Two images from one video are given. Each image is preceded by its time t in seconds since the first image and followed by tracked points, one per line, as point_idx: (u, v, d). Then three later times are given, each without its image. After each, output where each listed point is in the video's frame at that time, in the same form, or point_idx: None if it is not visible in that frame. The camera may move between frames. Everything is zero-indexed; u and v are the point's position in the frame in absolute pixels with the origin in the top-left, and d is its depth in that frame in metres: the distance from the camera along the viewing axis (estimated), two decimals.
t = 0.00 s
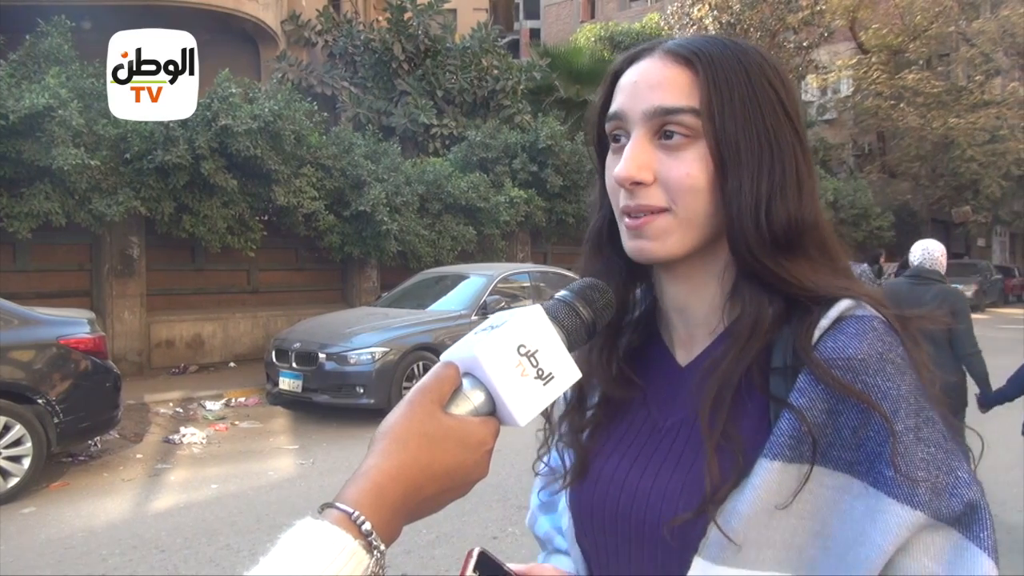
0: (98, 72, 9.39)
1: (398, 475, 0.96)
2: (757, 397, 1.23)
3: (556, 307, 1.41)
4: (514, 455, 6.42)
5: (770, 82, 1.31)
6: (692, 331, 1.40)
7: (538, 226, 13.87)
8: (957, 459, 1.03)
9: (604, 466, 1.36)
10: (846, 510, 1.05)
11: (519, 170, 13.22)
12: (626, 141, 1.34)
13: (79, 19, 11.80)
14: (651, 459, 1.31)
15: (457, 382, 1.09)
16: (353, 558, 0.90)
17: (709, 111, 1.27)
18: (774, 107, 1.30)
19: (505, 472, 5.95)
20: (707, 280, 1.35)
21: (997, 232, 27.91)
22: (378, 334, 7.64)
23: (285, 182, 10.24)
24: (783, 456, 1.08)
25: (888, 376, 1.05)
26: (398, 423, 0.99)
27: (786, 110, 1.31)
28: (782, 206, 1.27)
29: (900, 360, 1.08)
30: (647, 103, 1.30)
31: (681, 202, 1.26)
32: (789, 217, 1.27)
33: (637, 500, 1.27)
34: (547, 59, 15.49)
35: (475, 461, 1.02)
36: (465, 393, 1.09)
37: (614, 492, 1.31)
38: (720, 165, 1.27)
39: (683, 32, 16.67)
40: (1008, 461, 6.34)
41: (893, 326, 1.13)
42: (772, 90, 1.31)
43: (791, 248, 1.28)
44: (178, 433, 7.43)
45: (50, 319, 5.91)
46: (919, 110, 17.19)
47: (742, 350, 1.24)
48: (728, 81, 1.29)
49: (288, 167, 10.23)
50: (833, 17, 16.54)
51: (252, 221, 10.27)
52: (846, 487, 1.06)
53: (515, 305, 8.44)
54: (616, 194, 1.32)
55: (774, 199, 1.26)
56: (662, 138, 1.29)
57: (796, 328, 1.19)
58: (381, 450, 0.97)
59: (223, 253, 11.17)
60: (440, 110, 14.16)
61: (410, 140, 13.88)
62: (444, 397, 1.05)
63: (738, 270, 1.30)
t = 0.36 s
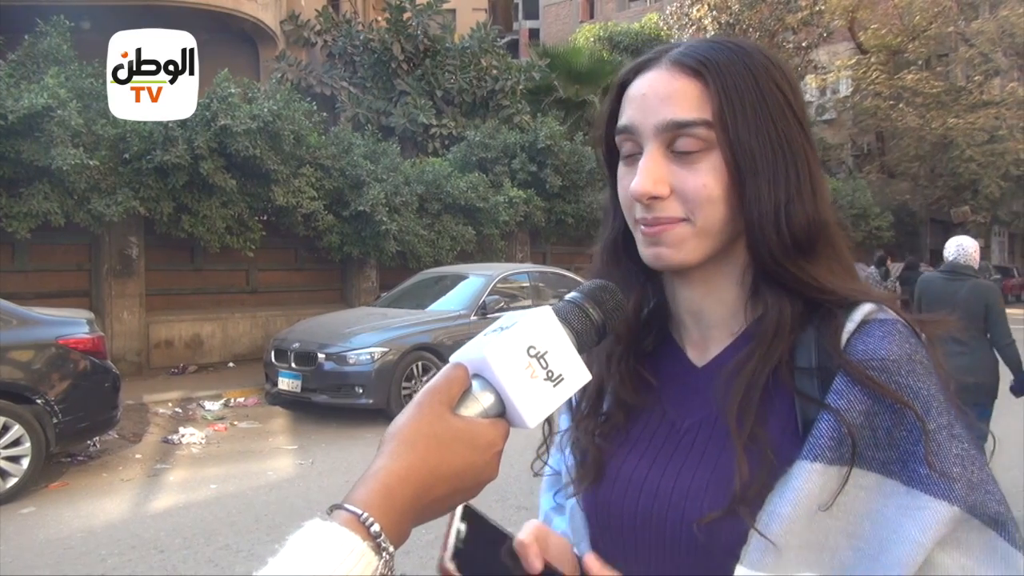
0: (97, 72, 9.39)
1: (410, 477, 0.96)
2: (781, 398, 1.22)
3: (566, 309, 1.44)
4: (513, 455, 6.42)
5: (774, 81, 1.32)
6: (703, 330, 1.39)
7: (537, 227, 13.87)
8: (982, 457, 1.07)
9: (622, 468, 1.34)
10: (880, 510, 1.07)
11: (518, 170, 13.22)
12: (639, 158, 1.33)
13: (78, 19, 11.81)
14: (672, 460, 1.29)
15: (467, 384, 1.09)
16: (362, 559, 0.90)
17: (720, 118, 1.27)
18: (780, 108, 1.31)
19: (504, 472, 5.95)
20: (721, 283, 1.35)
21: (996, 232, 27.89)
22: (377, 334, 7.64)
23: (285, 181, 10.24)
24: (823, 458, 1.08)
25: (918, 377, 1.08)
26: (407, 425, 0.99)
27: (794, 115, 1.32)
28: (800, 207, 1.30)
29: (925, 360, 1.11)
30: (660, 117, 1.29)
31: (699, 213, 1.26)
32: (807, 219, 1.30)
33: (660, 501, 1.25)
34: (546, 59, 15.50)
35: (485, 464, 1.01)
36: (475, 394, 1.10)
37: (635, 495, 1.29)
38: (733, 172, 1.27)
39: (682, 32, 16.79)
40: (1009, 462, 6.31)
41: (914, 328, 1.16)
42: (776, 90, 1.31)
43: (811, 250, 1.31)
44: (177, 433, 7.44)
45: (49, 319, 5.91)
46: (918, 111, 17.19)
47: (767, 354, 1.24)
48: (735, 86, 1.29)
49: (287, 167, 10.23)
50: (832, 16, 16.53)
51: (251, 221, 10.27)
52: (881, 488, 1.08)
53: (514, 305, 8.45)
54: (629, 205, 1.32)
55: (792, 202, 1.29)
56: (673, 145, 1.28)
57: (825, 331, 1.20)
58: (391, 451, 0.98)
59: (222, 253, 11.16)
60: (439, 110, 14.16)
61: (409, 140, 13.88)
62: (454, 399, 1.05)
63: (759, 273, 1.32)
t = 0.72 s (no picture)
0: (97, 72, 9.39)
1: (414, 479, 0.96)
2: (787, 399, 1.22)
3: (573, 310, 1.44)
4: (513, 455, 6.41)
5: (778, 76, 1.31)
6: (711, 332, 1.40)
7: (537, 227, 13.87)
8: (991, 462, 1.05)
9: (627, 470, 1.35)
10: (878, 513, 1.07)
11: (517, 171, 13.23)
12: (637, 147, 1.33)
13: (77, 19, 11.82)
14: (676, 463, 1.29)
15: (474, 384, 1.09)
16: (370, 562, 0.90)
17: (718, 113, 1.27)
18: (784, 103, 1.29)
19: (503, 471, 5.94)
20: (724, 283, 1.35)
21: (996, 232, 27.92)
22: (377, 334, 7.64)
23: (285, 181, 10.23)
24: (821, 462, 1.08)
25: (923, 378, 1.06)
26: (415, 426, 1.00)
27: (801, 109, 1.31)
28: (803, 201, 1.28)
29: (931, 358, 1.09)
30: (656, 110, 1.30)
31: (695, 208, 1.26)
32: (812, 216, 1.29)
33: (664, 503, 1.26)
34: (546, 60, 15.50)
35: (494, 464, 1.01)
36: (482, 395, 1.09)
37: (640, 497, 1.30)
38: (732, 169, 1.27)
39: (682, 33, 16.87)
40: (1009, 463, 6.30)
41: (923, 327, 1.14)
42: (780, 83, 1.30)
43: (818, 247, 1.30)
44: (177, 433, 7.43)
45: (49, 319, 5.91)
46: (917, 111, 17.19)
47: (771, 355, 1.23)
48: (735, 81, 1.28)
49: (287, 167, 10.22)
50: (831, 16, 16.52)
51: (251, 221, 10.26)
52: (881, 490, 1.07)
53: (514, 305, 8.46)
54: (629, 201, 1.32)
55: (795, 197, 1.28)
56: (673, 142, 1.29)
57: (829, 329, 1.19)
58: (398, 453, 0.98)
59: (221, 253, 11.15)
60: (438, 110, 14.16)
61: (409, 140, 13.88)
62: (461, 400, 1.05)
63: (762, 271, 1.32)
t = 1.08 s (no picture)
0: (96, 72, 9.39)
1: (415, 481, 0.96)
2: (811, 406, 1.23)
3: (574, 310, 1.44)
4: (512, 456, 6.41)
5: (799, 80, 1.31)
6: (729, 339, 1.40)
7: (536, 227, 13.88)
8: (1010, 474, 1.10)
9: (643, 476, 1.34)
10: (901, 522, 1.10)
11: (517, 171, 13.24)
12: (656, 158, 1.33)
13: (76, 20, 11.83)
14: (696, 469, 1.29)
15: (475, 386, 1.09)
16: (370, 563, 0.90)
17: (741, 121, 1.27)
18: (805, 107, 1.29)
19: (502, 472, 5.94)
20: (749, 292, 1.35)
21: (995, 233, 27.94)
22: (377, 335, 7.64)
23: (284, 182, 10.23)
24: (848, 470, 1.10)
25: (949, 390, 1.10)
26: (414, 427, 1.00)
27: (823, 113, 1.31)
28: (829, 209, 1.29)
29: (955, 371, 1.12)
30: (676, 120, 1.29)
31: (721, 218, 1.26)
32: (837, 221, 1.30)
33: (685, 511, 1.25)
34: (545, 60, 15.49)
35: (494, 465, 1.01)
36: (482, 395, 1.10)
37: (658, 505, 1.29)
38: (759, 179, 1.27)
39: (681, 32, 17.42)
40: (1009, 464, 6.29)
41: (946, 339, 1.17)
42: (801, 89, 1.30)
43: (844, 255, 1.31)
44: (176, 433, 7.43)
45: (48, 319, 5.91)
46: (916, 111, 17.21)
47: (796, 364, 1.24)
48: (759, 87, 1.28)
49: (286, 167, 10.22)
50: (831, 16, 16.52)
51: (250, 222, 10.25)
52: (906, 500, 1.10)
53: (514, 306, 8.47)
54: (648, 211, 1.32)
55: (821, 207, 1.29)
56: (693, 151, 1.28)
57: (855, 339, 1.21)
58: (399, 454, 0.98)
59: (220, 253, 11.14)
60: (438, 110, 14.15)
61: (408, 141, 13.88)
62: (461, 401, 1.05)
63: (785, 280, 1.33)
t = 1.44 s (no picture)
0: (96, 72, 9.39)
1: (414, 476, 0.96)
2: (806, 409, 1.23)
3: (574, 303, 1.51)
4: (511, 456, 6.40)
5: (796, 78, 1.30)
6: (726, 339, 1.40)
7: (536, 228, 13.88)
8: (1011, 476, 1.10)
9: (637, 477, 1.34)
10: (899, 527, 1.10)
11: (517, 171, 13.25)
12: (646, 152, 1.34)
13: (76, 20, 11.84)
14: (691, 470, 1.29)
15: (474, 380, 1.09)
16: (369, 560, 0.90)
17: (732, 117, 1.27)
18: (799, 105, 1.29)
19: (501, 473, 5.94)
20: (744, 291, 1.36)
21: (996, 233, 27.91)
22: (377, 335, 7.64)
23: (284, 182, 10.22)
24: (842, 473, 1.10)
25: (946, 392, 1.10)
26: (413, 421, 1.00)
27: (818, 113, 1.30)
28: (823, 209, 1.29)
29: (953, 373, 1.12)
30: (666, 114, 1.30)
31: (709, 214, 1.26)
32: (832, 222, 1.30)
33: (679, 515, 1.25)
34: (545, 61, 15.48)
35: (495, 460, 1.02)
36: (482, 390, 1.10)
37: (652, 507, 1.29)
38: (749, 175, 1.27)
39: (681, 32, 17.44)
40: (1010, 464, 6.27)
41: (944, 339, 1.17)
42: (798, 88, 1.29)
43: (839, 254, 1.31)
44: (175, 434, 7.43)
45: (47, 320, 5.90)
46: (916, 112, 17.22)
47: (791, 366, 1.24)
48: (752, 83, 1.28)
49: (286, 168, 10.21)
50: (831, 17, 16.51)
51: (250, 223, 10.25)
52: (903, 503, 1.10)
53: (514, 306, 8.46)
54: (639, 205, 1.33)
55: (815, 205, 1.28)
56: (683, 146, 1.29)
57: (851, 340, 1.21)
58: (396, 450, 0.97)
59: (220, 253, 11.13)
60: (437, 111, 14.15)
61: (408, 141, 13.88)
62: (460, 396, 1.05)
63: (779, 278, 1.33)
